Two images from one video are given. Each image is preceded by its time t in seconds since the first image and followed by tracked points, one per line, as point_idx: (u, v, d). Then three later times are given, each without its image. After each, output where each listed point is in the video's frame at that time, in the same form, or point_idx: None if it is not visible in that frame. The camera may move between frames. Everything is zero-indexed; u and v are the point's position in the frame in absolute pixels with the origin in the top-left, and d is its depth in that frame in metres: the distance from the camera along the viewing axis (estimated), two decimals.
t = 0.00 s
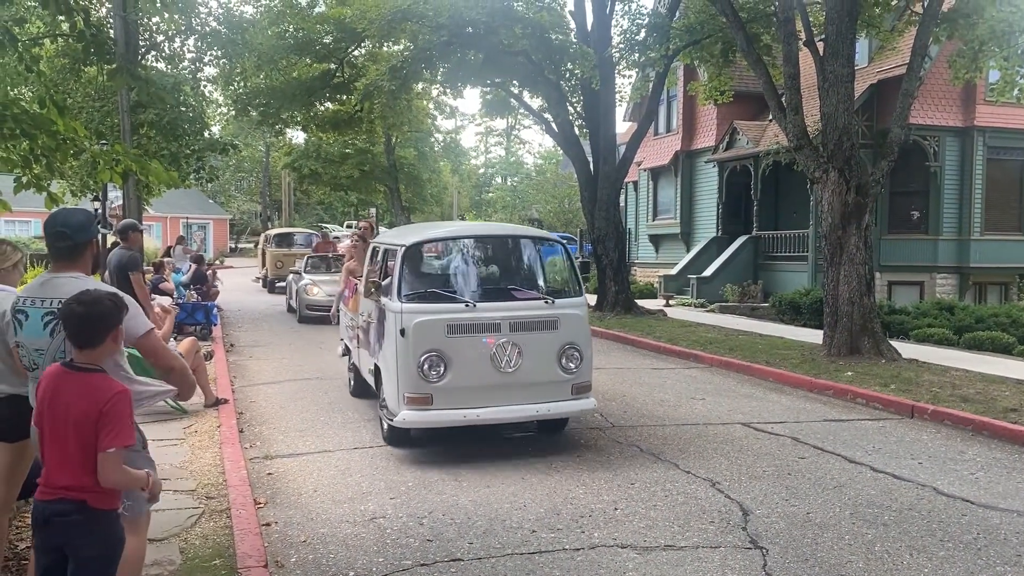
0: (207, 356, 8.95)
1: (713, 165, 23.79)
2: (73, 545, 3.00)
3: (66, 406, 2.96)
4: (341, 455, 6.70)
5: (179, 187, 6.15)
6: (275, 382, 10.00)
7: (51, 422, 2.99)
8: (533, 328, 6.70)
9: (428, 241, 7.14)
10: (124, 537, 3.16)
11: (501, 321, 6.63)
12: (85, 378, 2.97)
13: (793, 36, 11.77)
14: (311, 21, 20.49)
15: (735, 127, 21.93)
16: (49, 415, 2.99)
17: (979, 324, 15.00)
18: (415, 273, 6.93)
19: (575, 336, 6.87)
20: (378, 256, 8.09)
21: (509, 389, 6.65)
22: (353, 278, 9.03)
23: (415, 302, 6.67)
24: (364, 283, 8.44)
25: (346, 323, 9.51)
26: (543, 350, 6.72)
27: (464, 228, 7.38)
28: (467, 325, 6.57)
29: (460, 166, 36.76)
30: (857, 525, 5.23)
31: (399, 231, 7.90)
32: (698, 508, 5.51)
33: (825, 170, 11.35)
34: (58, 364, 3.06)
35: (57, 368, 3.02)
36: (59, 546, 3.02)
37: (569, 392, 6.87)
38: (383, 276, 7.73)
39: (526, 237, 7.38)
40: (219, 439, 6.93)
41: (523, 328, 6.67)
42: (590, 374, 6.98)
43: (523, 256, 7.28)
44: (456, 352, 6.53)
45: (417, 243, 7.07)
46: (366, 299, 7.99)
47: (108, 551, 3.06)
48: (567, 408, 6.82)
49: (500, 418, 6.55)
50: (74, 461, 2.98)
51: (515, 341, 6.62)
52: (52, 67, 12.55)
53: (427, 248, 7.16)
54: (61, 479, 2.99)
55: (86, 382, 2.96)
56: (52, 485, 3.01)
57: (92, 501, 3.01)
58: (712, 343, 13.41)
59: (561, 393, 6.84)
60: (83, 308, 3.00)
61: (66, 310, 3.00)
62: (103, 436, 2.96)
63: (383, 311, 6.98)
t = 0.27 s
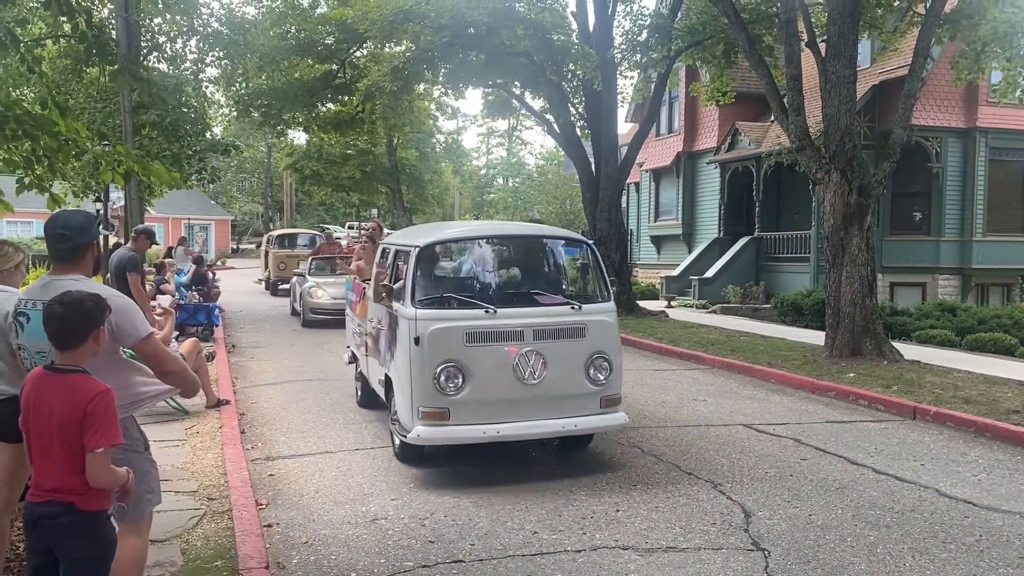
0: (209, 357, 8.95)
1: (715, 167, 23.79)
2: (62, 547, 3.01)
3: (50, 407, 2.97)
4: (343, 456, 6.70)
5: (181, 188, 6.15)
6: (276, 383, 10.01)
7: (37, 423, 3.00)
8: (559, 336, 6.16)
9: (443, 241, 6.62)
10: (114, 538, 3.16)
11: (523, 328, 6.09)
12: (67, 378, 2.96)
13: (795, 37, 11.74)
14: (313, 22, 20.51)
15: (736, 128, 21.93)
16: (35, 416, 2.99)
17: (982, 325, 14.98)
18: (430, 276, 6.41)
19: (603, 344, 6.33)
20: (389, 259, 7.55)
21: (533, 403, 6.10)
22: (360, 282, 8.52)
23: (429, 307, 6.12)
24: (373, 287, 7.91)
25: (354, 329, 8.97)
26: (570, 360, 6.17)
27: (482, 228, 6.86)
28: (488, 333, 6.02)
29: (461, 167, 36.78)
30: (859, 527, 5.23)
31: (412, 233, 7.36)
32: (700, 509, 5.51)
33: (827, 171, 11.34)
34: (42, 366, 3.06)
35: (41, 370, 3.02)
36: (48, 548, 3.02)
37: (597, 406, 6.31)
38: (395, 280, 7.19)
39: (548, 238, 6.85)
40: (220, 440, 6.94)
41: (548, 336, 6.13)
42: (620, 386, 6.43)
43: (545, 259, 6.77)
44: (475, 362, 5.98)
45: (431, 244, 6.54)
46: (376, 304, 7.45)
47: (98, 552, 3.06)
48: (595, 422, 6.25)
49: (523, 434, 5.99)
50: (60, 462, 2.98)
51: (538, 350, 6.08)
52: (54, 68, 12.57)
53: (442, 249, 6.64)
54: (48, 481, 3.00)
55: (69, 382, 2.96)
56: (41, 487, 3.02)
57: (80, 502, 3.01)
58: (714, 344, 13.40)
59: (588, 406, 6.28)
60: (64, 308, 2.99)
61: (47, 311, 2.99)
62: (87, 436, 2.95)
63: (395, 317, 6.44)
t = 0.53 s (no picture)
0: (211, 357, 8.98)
1: (717, 168, 23.80)
2: (55, 549, 3.03)
3: (39, 410, 2.97)
4: (344, 457, 6.70)
5: (182, 189, 6.16)
6: (278, 384, 10.01)
7: (27, 426, 3.00)
8: (590, 348, 5.57)
9: (462, 243, 6.04)
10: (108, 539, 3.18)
11: (551, 340, 5.50)
12: (56, 381, 2.96)
13: (796, 38, 11.73)
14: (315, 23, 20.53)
15: (738, 129, 21.93)
16: (25, 419, 3.00)
17: (984, 326, 14.97)
18: (448, 282, 5.83)
19: (638, 357, 5.73)
20: (401, 265, 6.98)
21: (563, 422, 5.50)
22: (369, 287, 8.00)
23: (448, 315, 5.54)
24: (384, 294, 7.34)
25: (360, 337, 8.41)
26: (603, 373, 5.59)
27: (503, 228, 6.28)
28: (513, 344, 5.43)
29: (463, 168, 36.80)
30: (861, 528, 5.23)
31: (426, 235, 6.78)
32: (701, 511, 5.50)
33: (829, 173, 11.34)
34: (32, 369, 3.06)
35: (32, 372, 3.02)
36: (42, 550, 3.04)
37: (633, 424, 5.71)
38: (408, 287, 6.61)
39: (576, 240, 6.28)
40: (222, 441, 6.94)
41: (579, 348, 5.54)
42: (656, 403, 5.82)
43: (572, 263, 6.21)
44: (498, 377, 5.39)
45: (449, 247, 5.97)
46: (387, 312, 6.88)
47: (91, 552, 3.08)
48: (631, 443, 5.65)
49: (552, 457, 5.39)
50: (51, 465, 2.98)
51: (569, 363, 5.49)
52: (56, 69, 12.60)
53: (460, 252, 6.05)
54: (40, 483, 3.01)
55: (59, 385, 2.96)
56: (32, 490, 3.02)
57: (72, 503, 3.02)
58: (716, 345, 13.40)
59: (623, 425, 5.68)
60: (55, 311, 2.98)
61: (38, 314, 2.99)
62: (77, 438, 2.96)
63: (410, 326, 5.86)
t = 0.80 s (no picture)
0: (211, 358, 8.98)
1: (718, 168, 23.80)
2: (57, 550, 3.03)
3: (37, 412, 2.97)
4: (345, 458, 6.70)
5: (183, 190, 6.16)
6: (279, 385, 10.02)
7: (26, 428, 3.01)
8: (628, 361, 5.07)
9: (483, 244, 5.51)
10: (110, 539, 3.18)
11: (585, 353, 5.00)
12: (53, 383, 2.96)
13: (798, 38, 11.72)
14: (316, 23, 20.55)
15: (739, 129, 21.92)
16: (24, 420, 3.00)
17: (985, 327, 14.96)
18: (469, 286, 5.31)
19: (680, 370, 5.22)
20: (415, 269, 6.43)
21: (599, 442, 5.00)
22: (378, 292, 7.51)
23: (471, 324, 5.03)
24: (396, 300, 6.82)
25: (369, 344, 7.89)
26: (642, 389, 5.08)
27: (529, 227, 5.75)
28: (542, 357, 4.93)
29: (464, 168, 36.83)
30: (862, 529, 5.23)
31: (442, 237, 6.25)
32: (702, 512, 5.50)
33: (830, 174, 11.34)
34: (30, 371, 3.06)
35: (28, 374, 3.03)
36: (44, 551, 3.05)
37: (675, 445, 5.21)
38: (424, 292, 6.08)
39: (610, 241, 5.73)
40: (223, 441, 6.94)
41: (616, 361, 5.04)
42: (699, 421, 5.32)
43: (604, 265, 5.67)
44: (527, 393, 4.89)
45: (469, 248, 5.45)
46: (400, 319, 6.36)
47: (92, 552, 3.08)
48: (673, 465, 5.14)
49: (587, 482, 4.90)
50: (51, 466, 2.99)
51: (604, 378, 5.00)
52: (58, 70, 12.61)
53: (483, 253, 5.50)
54: (40, 484, 3.01)
55: (57, 385, 2.96)
56: (33, 491, 3.03)
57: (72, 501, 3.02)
58: (717, 345, 13.40)
59: (664, 445, 5.17)
60: (50, 312, 2.99)
61: (33, 317, 2.99)
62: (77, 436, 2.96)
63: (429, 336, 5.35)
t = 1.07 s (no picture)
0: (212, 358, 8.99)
1: (718, 169, 23.81)
2: (55, 550, 3.02)
3: (35, 410, 2.98)
4: (345, 458, 6.70)
5: (184, 190, 6.15)
6: (279, 385, 10.02)
7: (26, 426, 3.01)
8: (675, 378, 4.62)
9: (512, 245, 5.03)
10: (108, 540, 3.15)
11: (627, 370, 4.56)
12: (50, 381, 2.97)
13: (798, 39, 11.71)
14: (316, 24, 20.57)
15: (739, 130, 21.93)
16: (23, 419, 3.01)
17: (986, 327, 14.95)
18: (495, 293, 4.85)
19: (729, 388, 4.79)
20: (432, 271, 5.96)
21: (641, 468, 4.55)
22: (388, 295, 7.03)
23: (501, 339, 4.59)
24: (409, 306, 6.33)
25: (377, 350, 7.41)
26: (688, 408, 4.64)
27: (559, 226, 5.28)
28: (579, 374, 4.50)
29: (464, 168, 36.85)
30: (863, 530, 5.22)
31: (461, 237, 5.76)
32: (702, 513, 5.49)
33: (831, 174, 11.34)
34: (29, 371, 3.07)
35: (23, 376, 3.03)
36: (43, 551, 3.04)
37: (725, 470, 4.76)
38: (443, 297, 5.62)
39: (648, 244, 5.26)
40: (223, 442, 6.94)
41: (659, 378, 4.60)
42: (750, 443, 4.88)
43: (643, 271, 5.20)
44: (563, 415, 4.45)
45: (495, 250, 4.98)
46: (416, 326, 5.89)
47: (90, 551, 3.07)
48: (724, 492, 4.68)
49: (630, 513, 4.44)
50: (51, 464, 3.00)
51: (648, 397, 4.56)
52: (59, 70, 12.62)
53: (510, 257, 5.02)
54: (40, 483, 3.01)
55: (54, 384, 2.97)
56: (33, 491, 3.02)
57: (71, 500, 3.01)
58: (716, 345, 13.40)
59: (712, 470, 4.72)
60: (44, 312, 3.01)
61: (26, 317, 3.01)
62: (77, 433, 2.97)
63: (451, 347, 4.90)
